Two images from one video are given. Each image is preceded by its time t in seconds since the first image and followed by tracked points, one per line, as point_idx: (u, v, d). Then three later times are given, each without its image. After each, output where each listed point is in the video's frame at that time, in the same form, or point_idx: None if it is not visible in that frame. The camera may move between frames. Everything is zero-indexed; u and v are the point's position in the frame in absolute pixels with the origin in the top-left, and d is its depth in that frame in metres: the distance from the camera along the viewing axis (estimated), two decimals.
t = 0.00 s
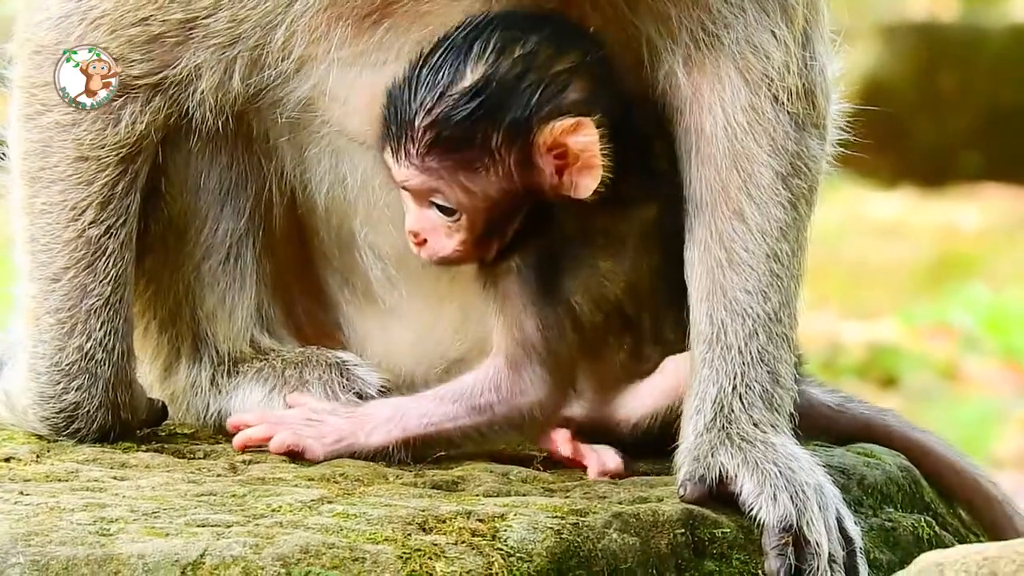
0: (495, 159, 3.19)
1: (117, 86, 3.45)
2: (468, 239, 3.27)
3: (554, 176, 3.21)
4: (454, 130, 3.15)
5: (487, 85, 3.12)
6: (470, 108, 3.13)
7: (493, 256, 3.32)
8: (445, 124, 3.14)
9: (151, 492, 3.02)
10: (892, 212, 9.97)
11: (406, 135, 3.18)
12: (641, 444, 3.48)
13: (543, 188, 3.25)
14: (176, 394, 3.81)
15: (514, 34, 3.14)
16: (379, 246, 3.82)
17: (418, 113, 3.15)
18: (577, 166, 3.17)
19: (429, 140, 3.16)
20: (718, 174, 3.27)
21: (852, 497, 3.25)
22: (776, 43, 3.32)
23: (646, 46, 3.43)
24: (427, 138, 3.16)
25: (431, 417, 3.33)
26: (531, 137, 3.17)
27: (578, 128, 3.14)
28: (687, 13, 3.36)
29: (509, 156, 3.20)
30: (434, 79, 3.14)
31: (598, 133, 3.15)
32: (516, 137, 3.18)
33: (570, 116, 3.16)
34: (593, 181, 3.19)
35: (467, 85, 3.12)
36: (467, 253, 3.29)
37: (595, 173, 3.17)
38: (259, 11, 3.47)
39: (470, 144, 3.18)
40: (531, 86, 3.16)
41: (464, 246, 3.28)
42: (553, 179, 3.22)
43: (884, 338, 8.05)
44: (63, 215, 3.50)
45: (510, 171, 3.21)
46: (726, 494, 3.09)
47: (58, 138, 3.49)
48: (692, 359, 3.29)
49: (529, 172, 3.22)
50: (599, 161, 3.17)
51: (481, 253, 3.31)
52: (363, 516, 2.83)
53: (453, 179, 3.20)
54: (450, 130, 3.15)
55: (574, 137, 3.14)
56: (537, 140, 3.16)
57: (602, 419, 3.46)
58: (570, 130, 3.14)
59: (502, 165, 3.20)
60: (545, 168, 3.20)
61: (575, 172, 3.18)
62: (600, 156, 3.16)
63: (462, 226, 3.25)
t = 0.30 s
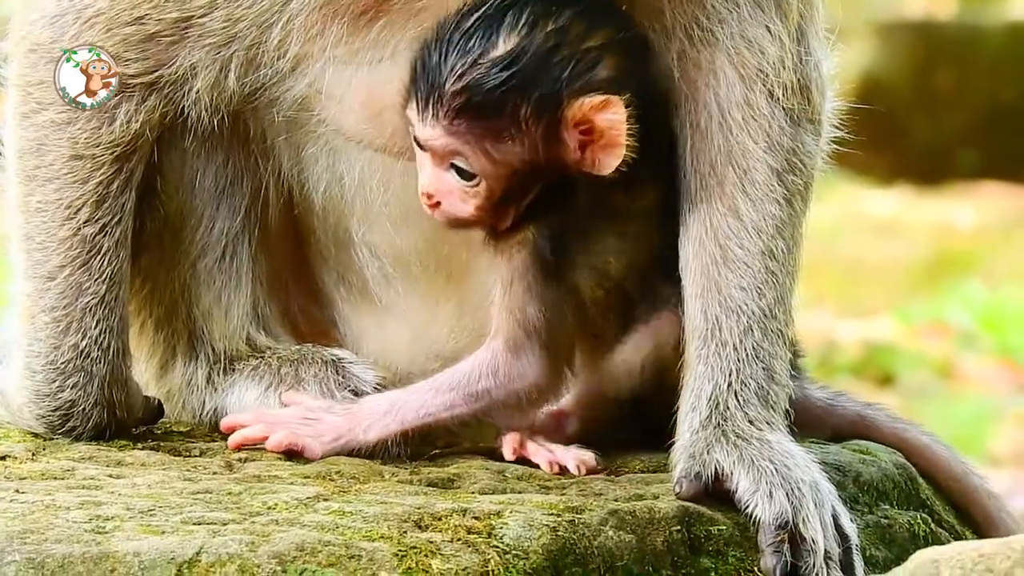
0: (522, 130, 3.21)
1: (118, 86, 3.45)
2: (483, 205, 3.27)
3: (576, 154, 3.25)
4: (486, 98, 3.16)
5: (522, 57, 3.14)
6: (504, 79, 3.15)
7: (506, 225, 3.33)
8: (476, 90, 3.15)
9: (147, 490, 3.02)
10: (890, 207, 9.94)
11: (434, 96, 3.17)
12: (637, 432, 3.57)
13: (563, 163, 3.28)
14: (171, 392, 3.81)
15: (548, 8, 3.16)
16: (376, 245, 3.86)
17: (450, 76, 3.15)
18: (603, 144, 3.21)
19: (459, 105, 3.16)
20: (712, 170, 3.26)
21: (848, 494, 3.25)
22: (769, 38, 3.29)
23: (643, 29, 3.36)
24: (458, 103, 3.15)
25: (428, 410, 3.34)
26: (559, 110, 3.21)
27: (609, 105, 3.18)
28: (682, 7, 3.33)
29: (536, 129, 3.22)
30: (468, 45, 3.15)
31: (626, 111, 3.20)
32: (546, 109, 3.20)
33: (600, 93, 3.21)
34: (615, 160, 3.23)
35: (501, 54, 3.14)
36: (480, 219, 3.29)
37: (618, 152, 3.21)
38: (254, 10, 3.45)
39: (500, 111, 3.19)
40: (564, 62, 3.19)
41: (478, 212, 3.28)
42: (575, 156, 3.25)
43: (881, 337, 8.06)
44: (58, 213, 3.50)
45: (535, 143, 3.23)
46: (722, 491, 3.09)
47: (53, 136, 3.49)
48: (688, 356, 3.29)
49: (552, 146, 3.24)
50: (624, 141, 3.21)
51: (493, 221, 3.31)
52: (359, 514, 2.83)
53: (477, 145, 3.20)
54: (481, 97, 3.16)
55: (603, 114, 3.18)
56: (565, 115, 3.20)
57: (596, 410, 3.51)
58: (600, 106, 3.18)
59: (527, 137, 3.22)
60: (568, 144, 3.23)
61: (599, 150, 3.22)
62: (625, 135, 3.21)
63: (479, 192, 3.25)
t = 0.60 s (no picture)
0: (520, 123, 3.17)
1: (118, 88, 3.46)
2: (473, 195, 3.20)
3: (571, 151, 3.21)
4: (486, 88, 3.12)
5: (527, 50, 3.10)
6: (507, 71, 3.12)
7: (494, 219, 3.26)
8: (477, 79, 3.10)
9: (139, 484, 3.02)
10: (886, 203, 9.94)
11: (434, 82, 3.12)
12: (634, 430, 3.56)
13: (557, 160, 3.24)
14: (166, 385, 3.81)
15: (556, 3, 3.13)
16: (365, 241, 3.82)
17: (452, 63, 3.11)
18: (600, 143, 3.18)
19: (458, 91, 3.11)
20: (704, 165, 3.26)
21: (842, 490, 3.25)
22: (758, 33, 3.28)
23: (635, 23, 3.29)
24: (458, 89, 3.11)
25: (413, 410, 3.30)
26: (559, 106, 3.17)
27: (609, 104, 3.15)
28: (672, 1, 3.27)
29: (534, 122, 3.17)
30: (472, 34, 3.10)
31: (625, 112, 3.17)
32: (545, 104, 3.16)
33: (601, 91, 3.17)
34: (610, 160, 3.20)
35: (506, 46, 3.09)
36: (469, 209, 3.22)
37: (613, 152, 3.18)
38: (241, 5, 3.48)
39: (499, 102, 3.14)
40: (568, 58, 3.15)
41: (467, 202, 3.21)
42: (570, 153, 3.21)
43: (875, 333, 8.08)
44: (49, 207, 3.50)
45: (531, 137, 3.19)
46: (716, 487, 3.09)
47: (45, 130, 3.50)
48: (682, 352, 3.29)
49: (548, 141, 3.20)
50: (620, 142, 3.19)
51: (481, 212, 3.24)
52: (352, 508, 2.83)
53: (474, 134, 3.15)
54: (482, 87, 3.12)
55: (603, 112, 3.15)
56: (564, 111, 3.17)
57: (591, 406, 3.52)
58: (600, 105, 3.15)
59: (524, 130, 3.17)
60: (564, 140, 3.19)
61: (595, 148, 3.19)
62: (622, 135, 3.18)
63: (471, 181, 3.19)
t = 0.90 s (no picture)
0: (468, 90, 3.29)
1: (117, 87, 3.48)
2: (428, 165, 3.34)
3: (524, 115, 3.33)
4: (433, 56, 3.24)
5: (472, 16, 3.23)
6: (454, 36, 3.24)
7: (451, 186, 3.40)
8: (423, 49, 3.23)
9: (133, 477, 3.02)
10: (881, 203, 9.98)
11: (382, 54, 3.25)
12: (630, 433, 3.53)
13: (509, 125, 3.36)
14: (160, 381, 3.81)
15: None
16: (347, 237, 3.82)
17: (398, 34, 3.23)
18: (551, 105, 3.29)
19: (405, 62, 3.24)
20: (696, 161, 3.25)
21: (836, 486, 3.24)
22: (750, 29, 3.25)
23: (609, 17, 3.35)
24: (405, 60, 3.23)
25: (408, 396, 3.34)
26: (506, 71, 3.29)
27: (555, 66, 3.27)
28: None
29: (481, 88, 3.30)
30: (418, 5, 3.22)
31: (572, 73, 3.28)
32: (492, 69, 3.29)
33: (549, 54, 3.28)
34: (563, 123, 3.30)
35: (453, 13, 3.22)
36: (425, 180, 3.36)
37: (566, 114, 3.29)
38: None
39: (447, 71, 3.27)
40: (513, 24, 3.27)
41: (422, 172, 3.35)
42: (523, 118, 3.33)
43: (870, 330, 8.10)
44: (45, 201, 3.51)
45: (480, 103, 3.32)
46: (710, 482, 3.08)
47: (41, 125, 3.50)
48: (674, 347, 3.29)
49: (499, 106, 3.33)
50: (572, 103, 3.29)
51: (438, 181, 3.39)
52: (346, 503, 2.83)
53: (424, 103, 3.28)
54: (429, 56, 3.24)
55: (550, 75, 3.27)
56: (513, 75, 3.29)
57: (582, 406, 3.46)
58: (547, 67, 3.27)
59: (473, 96, 3.30)
60: (516, 105, 3.31)
61: (546, 112, 3.30)
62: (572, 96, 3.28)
63: (424, 151, 3.33)
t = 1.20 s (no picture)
0: (467, 108, 3.25)
1: (118, 86, 3.47)
2: (436, 190, 3.29)
3: (522, 123, 3.28)
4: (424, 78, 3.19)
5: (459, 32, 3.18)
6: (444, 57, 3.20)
7: (460, 207, 3.36)
8: (417, 73, 3.19)
9: (127, 467, 3.02)
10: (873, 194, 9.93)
11: (376, 86, 3.21)
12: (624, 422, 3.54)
13: (511, 137, 3.31)
14: (153, 372, 3.82)
15: None
16: (339, 228, 3.84)
17: (390, 62, 3.19)
18: (546, 110, 3.23)
19: (402, 89, 3.19)
20: (690, 153, 3.25)
21: (829, 477, 3.24)
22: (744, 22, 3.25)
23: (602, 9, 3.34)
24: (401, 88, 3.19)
25: (403, 396, 3.34)
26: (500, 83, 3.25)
27: (546, 71, 3.23)
28: None
29: (479, 104, 3.25)
30: (401, 29, 3.20)
31: (564, 76, 3.24)
32: (487, 83, 3.25)
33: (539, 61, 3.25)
34: (562, 126, 3.24)
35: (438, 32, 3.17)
36: (433, 206, 3.31)
37: (563, 116, 3.23)
38: None
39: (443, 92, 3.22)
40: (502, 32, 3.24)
41: (431, 198, 3.30)
42: (522, 126, 3.28)
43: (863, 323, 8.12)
44: (41, 191, 3.50)
45: (481, 118, 3.27)
46: (703, 473, 3.08)
47: (37, 115, 3.50)
48: (669, 339, 3.28)
49: (499, 119, 3.28)
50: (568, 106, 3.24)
51: (447, 204, 3.34)
52: (340, 494, 2.82)
53: (426, 128, 3.23)
54: (423, 80, 3.19)
55: (542, 80, 3.23)
56: (507, 86, 3.25)
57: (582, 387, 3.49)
58: (537, 73, 3.23)
59: (473, 113, 3.26)
60: (513, 114, 3.26)
61: (543, 117, 3.24)
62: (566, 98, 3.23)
63: (431, 176, 3.28)
